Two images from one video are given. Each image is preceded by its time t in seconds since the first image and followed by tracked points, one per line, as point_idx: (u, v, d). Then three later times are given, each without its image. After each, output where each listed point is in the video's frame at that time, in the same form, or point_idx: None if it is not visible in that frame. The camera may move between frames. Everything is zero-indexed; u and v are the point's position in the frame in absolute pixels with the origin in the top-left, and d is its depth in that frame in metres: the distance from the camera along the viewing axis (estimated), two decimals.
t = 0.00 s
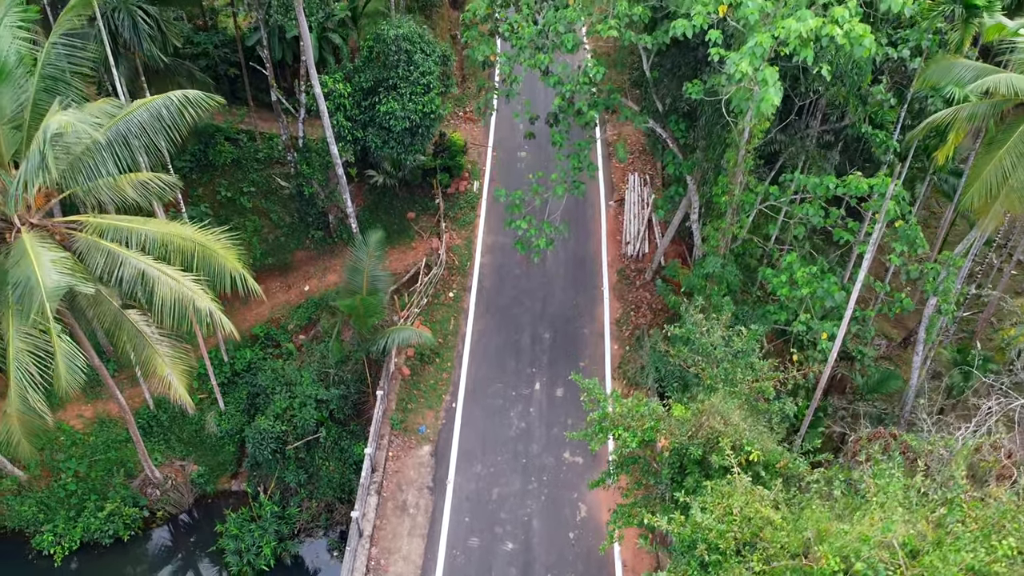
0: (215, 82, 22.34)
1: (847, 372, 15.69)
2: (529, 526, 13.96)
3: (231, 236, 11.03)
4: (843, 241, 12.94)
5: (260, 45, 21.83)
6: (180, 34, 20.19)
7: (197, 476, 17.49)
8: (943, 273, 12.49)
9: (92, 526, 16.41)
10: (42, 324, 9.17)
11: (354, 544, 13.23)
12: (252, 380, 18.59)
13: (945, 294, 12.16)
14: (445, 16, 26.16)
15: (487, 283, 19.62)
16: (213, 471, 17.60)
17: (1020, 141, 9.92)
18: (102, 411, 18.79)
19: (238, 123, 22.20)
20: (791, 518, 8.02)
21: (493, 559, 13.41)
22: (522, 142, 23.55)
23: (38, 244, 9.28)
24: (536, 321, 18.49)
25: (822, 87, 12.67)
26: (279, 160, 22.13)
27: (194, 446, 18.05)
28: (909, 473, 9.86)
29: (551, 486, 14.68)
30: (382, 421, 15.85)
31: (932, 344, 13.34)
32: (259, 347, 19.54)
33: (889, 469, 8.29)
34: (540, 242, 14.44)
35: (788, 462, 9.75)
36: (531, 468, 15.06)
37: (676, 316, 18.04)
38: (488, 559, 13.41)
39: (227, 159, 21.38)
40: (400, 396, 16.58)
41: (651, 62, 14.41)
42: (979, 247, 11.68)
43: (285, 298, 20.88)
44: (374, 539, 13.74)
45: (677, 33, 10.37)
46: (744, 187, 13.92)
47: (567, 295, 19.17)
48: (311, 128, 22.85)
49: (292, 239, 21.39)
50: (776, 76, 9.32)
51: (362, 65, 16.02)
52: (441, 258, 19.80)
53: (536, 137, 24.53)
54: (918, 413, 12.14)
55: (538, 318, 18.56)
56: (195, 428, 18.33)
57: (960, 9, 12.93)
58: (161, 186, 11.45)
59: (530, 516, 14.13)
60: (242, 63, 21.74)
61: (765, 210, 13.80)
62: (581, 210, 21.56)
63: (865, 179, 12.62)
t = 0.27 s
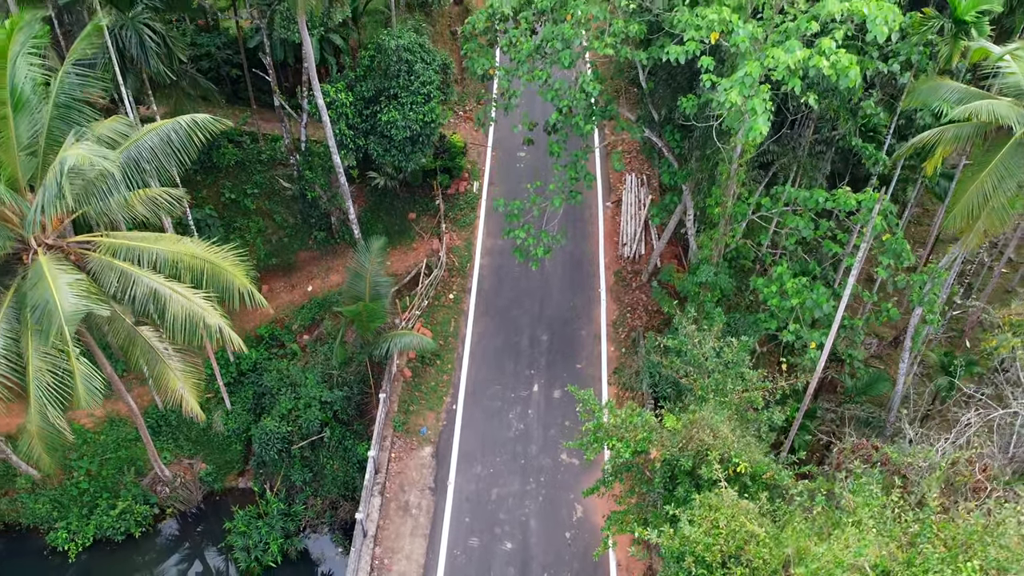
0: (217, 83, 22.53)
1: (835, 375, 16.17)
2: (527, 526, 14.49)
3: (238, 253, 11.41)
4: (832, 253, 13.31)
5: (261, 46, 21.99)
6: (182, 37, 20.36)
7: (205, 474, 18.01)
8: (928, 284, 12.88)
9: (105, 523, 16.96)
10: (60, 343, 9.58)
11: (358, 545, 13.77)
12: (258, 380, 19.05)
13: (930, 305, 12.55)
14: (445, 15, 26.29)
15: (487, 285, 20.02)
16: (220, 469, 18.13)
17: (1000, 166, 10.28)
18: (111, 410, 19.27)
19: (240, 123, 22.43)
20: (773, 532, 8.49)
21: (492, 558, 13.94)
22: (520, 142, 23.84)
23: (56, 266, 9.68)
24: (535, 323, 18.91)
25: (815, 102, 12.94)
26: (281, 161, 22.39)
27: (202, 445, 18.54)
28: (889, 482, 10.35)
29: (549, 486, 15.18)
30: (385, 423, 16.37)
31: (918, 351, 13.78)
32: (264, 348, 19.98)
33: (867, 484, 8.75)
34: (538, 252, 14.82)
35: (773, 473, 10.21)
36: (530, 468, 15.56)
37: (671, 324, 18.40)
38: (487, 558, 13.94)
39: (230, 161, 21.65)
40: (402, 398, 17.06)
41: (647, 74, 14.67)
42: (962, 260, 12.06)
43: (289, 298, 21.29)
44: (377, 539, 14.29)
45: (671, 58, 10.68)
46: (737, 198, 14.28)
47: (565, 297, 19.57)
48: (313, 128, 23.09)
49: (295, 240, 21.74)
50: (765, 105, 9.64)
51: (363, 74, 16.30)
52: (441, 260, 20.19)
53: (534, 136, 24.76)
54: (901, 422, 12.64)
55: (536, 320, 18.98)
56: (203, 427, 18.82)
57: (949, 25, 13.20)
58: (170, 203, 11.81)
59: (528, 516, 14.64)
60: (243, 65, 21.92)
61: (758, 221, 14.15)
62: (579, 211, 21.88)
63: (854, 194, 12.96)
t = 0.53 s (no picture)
0: (219, 84, 22.76)
1: (826, 376, 16.61)
2: (526, 525, 15.03)
3: (246, 267, 11.83)
4: (822, 262, 13.71)
5: (264, 47, 22.15)
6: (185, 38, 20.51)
7: (213, 471, 18.55)
8: (915, 293, 13.27)
9: (117, 519, 17.54)
10: (78, 359, 10.03)
11: (363, 543, 14.34)
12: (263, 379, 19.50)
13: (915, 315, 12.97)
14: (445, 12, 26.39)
15: (487, 285, 20.43)
16: (228, 466, 18.65)
17: (981, 188, 10.73)
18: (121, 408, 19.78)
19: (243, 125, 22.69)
20: (758, 543, 8.98)
21: (492, 556, 14.50)
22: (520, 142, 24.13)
23: (72, 285, 10.06)
24: (533, 324, 19.36)
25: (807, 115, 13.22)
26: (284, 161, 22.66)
27: (210, 442, 19.06)
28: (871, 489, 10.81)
29: (546, 486, 15.71)
30: (388, 423, 16.90)
31: (905, 357, 14.20)
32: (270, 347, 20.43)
33: (847, 495, 9.20)
34: (536, 260, 15.21)
35: (760, 481, 10.67)
36: (528, 468, 16.07)
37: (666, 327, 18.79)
38: (487, 556, 14.49)
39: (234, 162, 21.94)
40: (404, 398, 17.58)
41: (643, 84, 14.95)
42: (946, 272, 12.47)
43: (293, 298, 21.70)
44: (381, 537, 14.86)
45: (664, 81, 11.00)
46: (731, 208, 14.62)
47: (563, 297, 19.98)
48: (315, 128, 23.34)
49: (299, 240, 22.11)
50: (755, 131, 9.97)
51: (365, 82, 16.60)
52: (442, 261, 20.59)
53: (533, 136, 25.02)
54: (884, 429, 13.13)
55: (535, 321, 19.41)
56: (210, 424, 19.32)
57: (939, 38, 13.47)
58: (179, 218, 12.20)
59: (527, 515, 15.18)
60: (246, 65, 22.09)
61: (750, 229, 14.54)
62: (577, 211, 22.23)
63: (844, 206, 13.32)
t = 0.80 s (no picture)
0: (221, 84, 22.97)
1: (816, 377, 17.06)
2: (524, 522, 15.59)
3: (254, 279, 12.25)
4: (811, 271, 14.12)
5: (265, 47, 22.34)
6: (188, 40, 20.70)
7: (221, 467, 19.09)
8: (901, 301, 13.69)
9: (128, 514, 18.11)
10: (94, 372, 10.48)
11: (367, 540, 14.90)
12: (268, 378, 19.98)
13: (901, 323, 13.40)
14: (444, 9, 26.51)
15: (486, 285, 20.84)
16: (235, 462, 19.18)
17: (963, 206, 11.13)
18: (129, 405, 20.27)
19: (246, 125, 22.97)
20: (742, 549, 9.49)
21: (491, 552, 15.07)
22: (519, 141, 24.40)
23: (87, 300, 10.48)
24: (531, 324, 19.80)
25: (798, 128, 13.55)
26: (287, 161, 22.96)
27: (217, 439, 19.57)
28: (853, 493, 11.30)
29: (544, 484, 16.25)
30: (390, 422, 17.43)
31: (891, 361, 14.66)
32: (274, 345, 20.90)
33: (828, 505, 9.69)
34: (533, 266, 15.61)
35: (747, 487, 11.17)
36: (526, 467, 16.61)
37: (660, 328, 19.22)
38: (487, 552, 15.07)
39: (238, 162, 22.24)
40: (406, 398, 18.09)
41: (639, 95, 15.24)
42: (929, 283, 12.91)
43: (296, 296, 22.12)
44: (385, 533, 15.43)
45: (658, 102, 11.34)
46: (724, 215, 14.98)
47: (561, 297, 20.40)
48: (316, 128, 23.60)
49: (302, 239, 22.47)
50: (743, 152, 10.36)
51: (367, 90, 16.76)
52: (443, 261, 20.99)
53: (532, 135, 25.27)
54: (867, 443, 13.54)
55: (533, 321, 19.86)
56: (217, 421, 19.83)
57: (928, 51, 13.75)
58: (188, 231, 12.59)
59: (525, 513, 15.73)
60: (248, 65, 22.27)
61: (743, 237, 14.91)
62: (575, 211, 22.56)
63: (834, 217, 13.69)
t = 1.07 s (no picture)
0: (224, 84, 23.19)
1: (806, 376, 17.53)
2: (522, 518, 16.16)
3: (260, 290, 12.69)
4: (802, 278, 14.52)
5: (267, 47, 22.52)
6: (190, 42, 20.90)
7: (228, 463, 19.64)
8: (889, 308, 14.11)
9: (140, 509, 18.70)
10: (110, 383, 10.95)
11: (371, 536, 15.48)
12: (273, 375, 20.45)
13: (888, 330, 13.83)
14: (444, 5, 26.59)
15: (486, 285, 21.25)
16: (242, 458, 19.71)
17: (946, 222, 11.51)
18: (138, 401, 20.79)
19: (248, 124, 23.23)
20: (729, 553, 9.98)
21: (491, 548, 15.65)
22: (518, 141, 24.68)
23: (102, 314, 10.91)
24: (530, 323, 20.25)
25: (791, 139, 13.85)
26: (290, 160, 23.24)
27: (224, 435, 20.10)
28: (836, 497, 11.79)
29: (541, 481, 16.79)
30: (393, 421, 17.94)
31: (879, 365, 15.11)
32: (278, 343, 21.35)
33: (811, 512, 10.18)
34: (532, 271, 16.01)
35: (735, 490, 11.65)
36: (524, 464, 17.15)
37: (656, 328, 19.67)
38: (486, 548, 15.65)
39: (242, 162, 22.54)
40: (408, 397, 18.58)
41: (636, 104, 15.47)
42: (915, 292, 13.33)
43: (300, 294, 22.54)
44: (388, 529, 16.00)
45: (653, 120, 11.67)
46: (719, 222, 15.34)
47: (559, 296, 20.83)
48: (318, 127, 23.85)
49: (304, 238, 22.83)
50: (733, 172, 10.72)
51: (369, 95, 17.20)
52: (443, 260, 21.37)
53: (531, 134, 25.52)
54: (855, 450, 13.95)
55: (532, 320, 20.30)
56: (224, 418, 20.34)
57: (918, 63, 14.00)
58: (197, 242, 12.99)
59: (523, 509, 16.29)
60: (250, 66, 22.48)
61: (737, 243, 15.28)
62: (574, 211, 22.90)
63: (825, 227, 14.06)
